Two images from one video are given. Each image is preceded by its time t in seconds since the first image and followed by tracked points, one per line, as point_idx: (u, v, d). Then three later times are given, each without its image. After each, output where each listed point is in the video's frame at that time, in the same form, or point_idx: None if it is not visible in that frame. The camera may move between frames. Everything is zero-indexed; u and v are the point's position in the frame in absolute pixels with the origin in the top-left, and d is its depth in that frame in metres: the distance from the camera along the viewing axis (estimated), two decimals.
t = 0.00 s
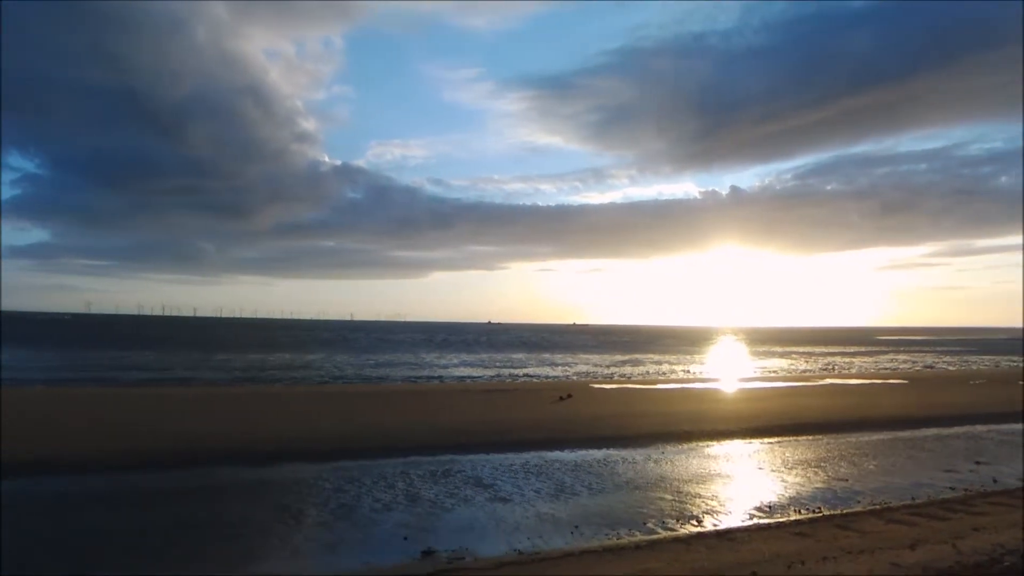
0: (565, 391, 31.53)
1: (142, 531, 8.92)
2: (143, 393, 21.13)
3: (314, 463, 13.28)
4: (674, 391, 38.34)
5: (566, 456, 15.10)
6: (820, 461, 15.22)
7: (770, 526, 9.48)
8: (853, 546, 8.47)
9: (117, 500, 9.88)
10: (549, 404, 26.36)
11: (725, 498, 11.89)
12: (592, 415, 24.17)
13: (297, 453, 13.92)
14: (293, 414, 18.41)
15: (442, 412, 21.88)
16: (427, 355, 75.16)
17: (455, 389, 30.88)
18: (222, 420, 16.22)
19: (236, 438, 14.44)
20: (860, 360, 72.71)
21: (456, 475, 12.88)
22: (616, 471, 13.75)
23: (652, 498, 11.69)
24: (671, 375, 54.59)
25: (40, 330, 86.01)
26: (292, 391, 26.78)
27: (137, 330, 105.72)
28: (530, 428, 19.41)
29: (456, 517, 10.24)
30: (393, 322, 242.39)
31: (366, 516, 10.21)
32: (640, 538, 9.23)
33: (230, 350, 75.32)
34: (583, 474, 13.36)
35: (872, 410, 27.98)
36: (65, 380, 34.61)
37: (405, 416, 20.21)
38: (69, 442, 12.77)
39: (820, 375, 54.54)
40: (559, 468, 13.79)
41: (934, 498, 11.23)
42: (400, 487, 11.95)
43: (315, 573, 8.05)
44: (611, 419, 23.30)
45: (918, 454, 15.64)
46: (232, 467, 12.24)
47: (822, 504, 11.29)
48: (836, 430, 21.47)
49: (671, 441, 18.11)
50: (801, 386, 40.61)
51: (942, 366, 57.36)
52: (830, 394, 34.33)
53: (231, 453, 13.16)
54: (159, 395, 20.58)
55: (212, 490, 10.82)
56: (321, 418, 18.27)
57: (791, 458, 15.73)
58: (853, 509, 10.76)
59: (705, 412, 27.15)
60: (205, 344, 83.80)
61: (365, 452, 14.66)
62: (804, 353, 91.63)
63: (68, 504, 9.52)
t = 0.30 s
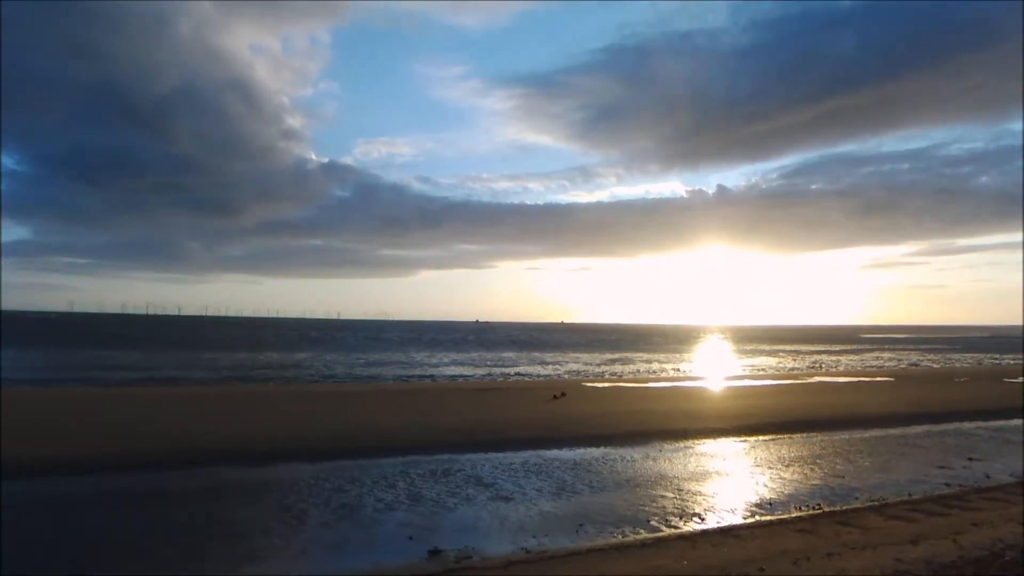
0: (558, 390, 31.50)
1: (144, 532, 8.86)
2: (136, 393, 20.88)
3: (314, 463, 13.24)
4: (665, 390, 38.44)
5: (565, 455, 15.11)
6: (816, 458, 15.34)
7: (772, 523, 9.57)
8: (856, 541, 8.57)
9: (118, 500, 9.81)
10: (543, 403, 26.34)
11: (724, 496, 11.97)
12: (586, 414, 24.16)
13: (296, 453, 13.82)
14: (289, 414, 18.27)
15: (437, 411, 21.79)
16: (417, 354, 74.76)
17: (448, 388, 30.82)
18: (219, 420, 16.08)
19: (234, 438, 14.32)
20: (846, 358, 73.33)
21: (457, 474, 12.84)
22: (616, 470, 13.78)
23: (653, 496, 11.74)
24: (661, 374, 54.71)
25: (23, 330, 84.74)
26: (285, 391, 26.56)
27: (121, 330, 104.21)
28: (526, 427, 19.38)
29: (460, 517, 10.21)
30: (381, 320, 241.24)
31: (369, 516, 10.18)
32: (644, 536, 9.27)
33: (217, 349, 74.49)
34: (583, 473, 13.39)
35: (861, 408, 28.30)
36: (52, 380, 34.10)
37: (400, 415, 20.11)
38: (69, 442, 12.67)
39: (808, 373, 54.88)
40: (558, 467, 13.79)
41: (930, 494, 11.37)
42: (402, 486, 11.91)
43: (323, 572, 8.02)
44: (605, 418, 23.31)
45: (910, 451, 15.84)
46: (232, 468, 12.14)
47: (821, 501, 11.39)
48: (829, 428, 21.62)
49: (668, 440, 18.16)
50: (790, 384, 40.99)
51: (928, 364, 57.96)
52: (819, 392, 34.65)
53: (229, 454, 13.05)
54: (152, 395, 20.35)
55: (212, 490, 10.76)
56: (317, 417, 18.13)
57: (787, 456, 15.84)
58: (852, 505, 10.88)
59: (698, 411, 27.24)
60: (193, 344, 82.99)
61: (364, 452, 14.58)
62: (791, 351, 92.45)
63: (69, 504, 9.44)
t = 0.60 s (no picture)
0: (549, 390, 31.49)
1: (146, 533, 8.76)
2: (125, 392, 20.58)
3: (314, 464, 13.15)
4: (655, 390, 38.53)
5: (563, 455, 15.14)
6: (810, 458, 15.48)
7: (775, 523, 9.63)
8: (859, 541, 8.66)
9: (118, 500, 9.70)
10: (536, 403, 26.33)
11: (722, 496, 12.07)
12: (578, 414, 24.19)
13: (295, 454, 13.72)
14: (284, 414, 18.10)
15: (432, 411, 21.71)
16: (405, 354, 74.22)
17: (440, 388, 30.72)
18: (214, 420, 15.91)
19: (230, 438, 14.17)
20: (832, 358, 74.02)
21: (456, 475, 12.80)
22: (615, 470, 13.81)
23: (653, 497, 11.80)
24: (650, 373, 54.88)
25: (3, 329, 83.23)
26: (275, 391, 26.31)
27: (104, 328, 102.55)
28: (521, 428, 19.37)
29: (462, 518, 10.19)
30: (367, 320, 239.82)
31: (372, 517, 10.13)
32: (649, 536, 9.30)
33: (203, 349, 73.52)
34: (582, 473, 13.41)
35: (851, 408, 28.58)
36: (38, 380, 33.56)
37: (395, 415, 20.00)
38: (62, 442, 12.47)
39: (795, 374, 55.32)
40: (557, 468, 13.81)
41: (926, 493, 11.51)
42: (402, 487, 11.88)
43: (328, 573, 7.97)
44: (598, 418, 23.37)
45: (904, 451, 16.03)
46: (230, 468, 12.02)
47: (820, 501, 11.50)
48: (820, 428, 21.81)
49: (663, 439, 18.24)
50: (779, 384, 41.31)
51: (911, 365, 58.69)
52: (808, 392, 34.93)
53: (227, 454, 12.92)
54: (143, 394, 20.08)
55: (212, 491, 10.66)
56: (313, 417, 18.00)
57: (781, 455, 15.99)
58: (851, 505, 10.99)
59: (688, 411, 27.36)
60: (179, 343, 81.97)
61: (361, 452, 14.51)
62: (777, 352, 93.10)
63: (70, 506, 9.32)
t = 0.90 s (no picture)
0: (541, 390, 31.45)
1: (148, 535, 8.67)
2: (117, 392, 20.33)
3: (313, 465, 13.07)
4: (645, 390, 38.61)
5: (562, 456, 15.16)
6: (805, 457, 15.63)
7: (776, 522, 9.72)
8: (861, 539, 8.76)
9: (118, 502, 9.59)
10: (529, 403, 26.31)
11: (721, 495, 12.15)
12: (572, 414, 24.20)
13: (293, 455, 13.63)
14: (279, 414, 17.96)
15: (426, 411, 21.63)
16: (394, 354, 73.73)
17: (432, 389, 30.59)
18: (209, 420, 15.75)
19: (226, 439, 14.04)
20: (818, 358, 74.55)
21: (456, 476, 12.77)
22: (613, 471, 13.86)
23: (653, 497, 11.85)
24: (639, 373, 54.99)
25: None
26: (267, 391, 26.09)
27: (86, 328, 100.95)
28: (517, 428, 19.34)
29: (465, 519, 10.18)
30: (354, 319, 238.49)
31: (374, 518, 10.08)
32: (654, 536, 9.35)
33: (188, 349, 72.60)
34: (582, 474, 13.44)
35: (841, 408, 28.79)
36: (23, 380, 33.11)
37: (390, 415, 19.90)
38: (57, 443, 12.31)
39: (783, 373, 55.65)
40: (556, 468, 13.83)
41: (922, 492, 11.65)
42: (403, 488, 11.82)
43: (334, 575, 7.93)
44: (592, 418, 23.41)
45: (896, 450, 16.22)
46: (228, 470, 11.91)
47: (818, 499, 11.61)
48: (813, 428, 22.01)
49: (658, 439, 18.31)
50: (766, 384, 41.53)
51: (897, 365, 59.29)
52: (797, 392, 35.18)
53: (224, 455, 12.80)
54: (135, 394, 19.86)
55: (211, 492, 10.55)
56: (308, 417, 17.87)
57: (776, 454, 16.14)
58: (849, 503, 11.10)
59: (681, 411, 27.47)
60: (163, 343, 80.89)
61: (359, 453, 14.43)
62: (763, 352, 93.65)
63: (69, 508, 9.22)
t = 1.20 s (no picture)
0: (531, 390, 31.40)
1: (148, 537, 8.56)
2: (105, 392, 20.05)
3: (310, 466, 12.97)
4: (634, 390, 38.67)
5: (558, 456, 15.18)
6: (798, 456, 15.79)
7: (776, 521, 9.81)
8: (861, 537, 8.88)
9: (116, 505, 9.45)
10: (521, 403, 26.26)
11: (719, 494, 12.23)
12: (565, 414, 24.21)
13: (289, 456, 13.51)
14: (273, 414, 17.80)
15: (419, 411, 21.53)
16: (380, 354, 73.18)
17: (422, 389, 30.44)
18: (202, 421, 15.58)
19: (221, 440, 13.89)
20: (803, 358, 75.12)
21: (454, 476, 12.73)
22: (610, 470, 13.90)
23: (651, 496, 11.90)
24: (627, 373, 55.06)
25: None
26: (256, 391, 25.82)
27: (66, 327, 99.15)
28: (511, 428, 19.31)
29: (467, 519, 10.15)
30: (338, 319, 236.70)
31: (375, 519, 10.02)
32: (656, 536, 9.38)
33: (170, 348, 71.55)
34: (579, 473, 13.47)
35: (828, 407, 29.07)
36: (7, 380, 32.60)
37: (383, 415, 19.79)
38: (50, 444, 12.12)
39: (769, 372, 55.94)
40: (553, 468, 13.83)
41: (917, 490, 11.82)
42: (402, 489, 11.75)
43: None
44: (585, 418, 23.42)
45: (887, 448, 16.42)
46: (226, 471, 11.79)
47: (815, 498, 11.74)
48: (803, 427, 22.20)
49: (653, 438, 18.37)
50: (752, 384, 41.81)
51: (880, 364, 59.87)
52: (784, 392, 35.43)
53: (220, 456, 12.66)
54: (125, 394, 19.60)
55: (210, 494, 10.44)
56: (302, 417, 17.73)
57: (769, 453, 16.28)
58: (846, 501, 11.23)
59: (671, 411, 27.57)
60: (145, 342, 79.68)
61: (355, 454, 14.33)
62: (748, 351, 94.18)
63: (67, 512, 9.08)
